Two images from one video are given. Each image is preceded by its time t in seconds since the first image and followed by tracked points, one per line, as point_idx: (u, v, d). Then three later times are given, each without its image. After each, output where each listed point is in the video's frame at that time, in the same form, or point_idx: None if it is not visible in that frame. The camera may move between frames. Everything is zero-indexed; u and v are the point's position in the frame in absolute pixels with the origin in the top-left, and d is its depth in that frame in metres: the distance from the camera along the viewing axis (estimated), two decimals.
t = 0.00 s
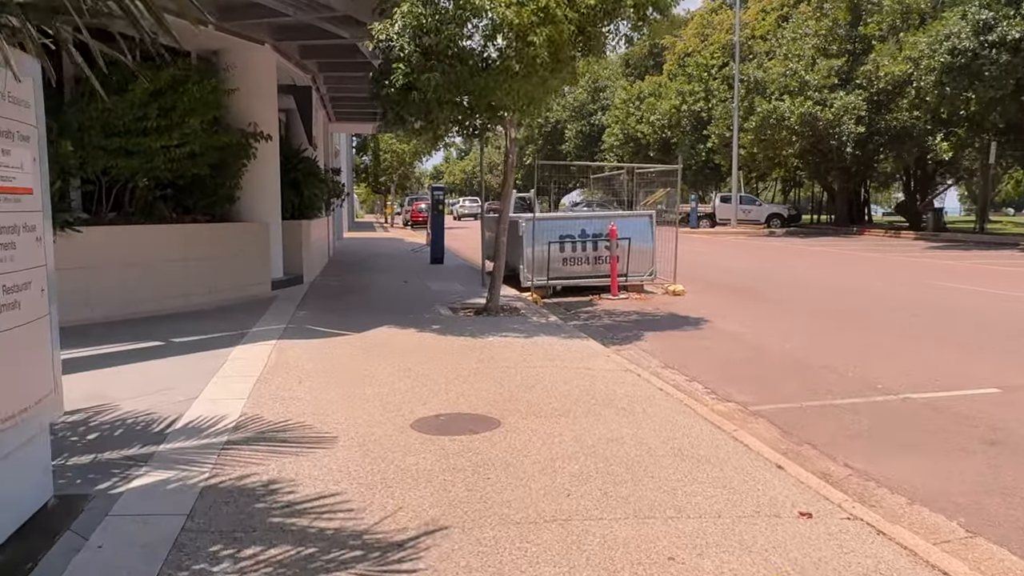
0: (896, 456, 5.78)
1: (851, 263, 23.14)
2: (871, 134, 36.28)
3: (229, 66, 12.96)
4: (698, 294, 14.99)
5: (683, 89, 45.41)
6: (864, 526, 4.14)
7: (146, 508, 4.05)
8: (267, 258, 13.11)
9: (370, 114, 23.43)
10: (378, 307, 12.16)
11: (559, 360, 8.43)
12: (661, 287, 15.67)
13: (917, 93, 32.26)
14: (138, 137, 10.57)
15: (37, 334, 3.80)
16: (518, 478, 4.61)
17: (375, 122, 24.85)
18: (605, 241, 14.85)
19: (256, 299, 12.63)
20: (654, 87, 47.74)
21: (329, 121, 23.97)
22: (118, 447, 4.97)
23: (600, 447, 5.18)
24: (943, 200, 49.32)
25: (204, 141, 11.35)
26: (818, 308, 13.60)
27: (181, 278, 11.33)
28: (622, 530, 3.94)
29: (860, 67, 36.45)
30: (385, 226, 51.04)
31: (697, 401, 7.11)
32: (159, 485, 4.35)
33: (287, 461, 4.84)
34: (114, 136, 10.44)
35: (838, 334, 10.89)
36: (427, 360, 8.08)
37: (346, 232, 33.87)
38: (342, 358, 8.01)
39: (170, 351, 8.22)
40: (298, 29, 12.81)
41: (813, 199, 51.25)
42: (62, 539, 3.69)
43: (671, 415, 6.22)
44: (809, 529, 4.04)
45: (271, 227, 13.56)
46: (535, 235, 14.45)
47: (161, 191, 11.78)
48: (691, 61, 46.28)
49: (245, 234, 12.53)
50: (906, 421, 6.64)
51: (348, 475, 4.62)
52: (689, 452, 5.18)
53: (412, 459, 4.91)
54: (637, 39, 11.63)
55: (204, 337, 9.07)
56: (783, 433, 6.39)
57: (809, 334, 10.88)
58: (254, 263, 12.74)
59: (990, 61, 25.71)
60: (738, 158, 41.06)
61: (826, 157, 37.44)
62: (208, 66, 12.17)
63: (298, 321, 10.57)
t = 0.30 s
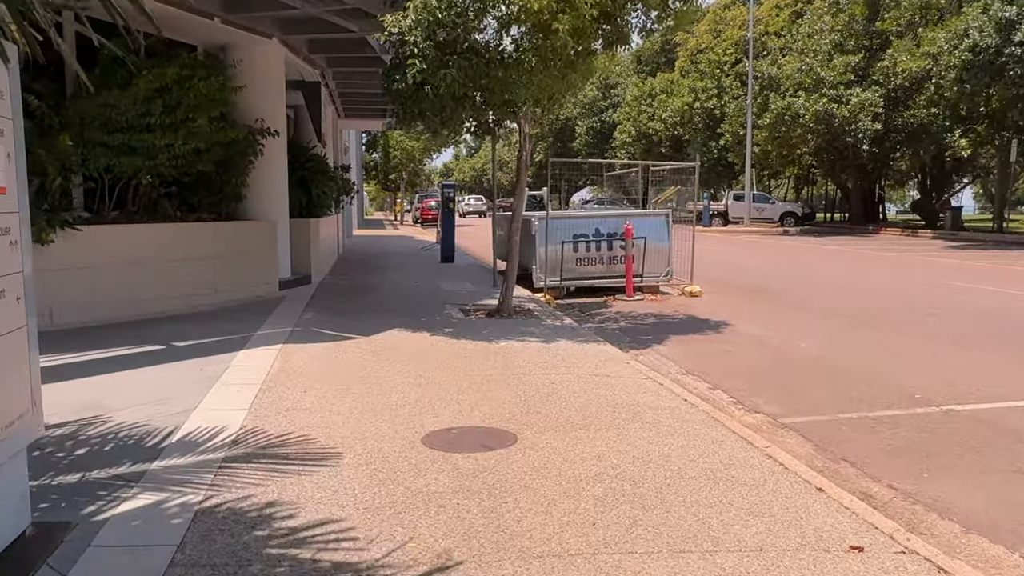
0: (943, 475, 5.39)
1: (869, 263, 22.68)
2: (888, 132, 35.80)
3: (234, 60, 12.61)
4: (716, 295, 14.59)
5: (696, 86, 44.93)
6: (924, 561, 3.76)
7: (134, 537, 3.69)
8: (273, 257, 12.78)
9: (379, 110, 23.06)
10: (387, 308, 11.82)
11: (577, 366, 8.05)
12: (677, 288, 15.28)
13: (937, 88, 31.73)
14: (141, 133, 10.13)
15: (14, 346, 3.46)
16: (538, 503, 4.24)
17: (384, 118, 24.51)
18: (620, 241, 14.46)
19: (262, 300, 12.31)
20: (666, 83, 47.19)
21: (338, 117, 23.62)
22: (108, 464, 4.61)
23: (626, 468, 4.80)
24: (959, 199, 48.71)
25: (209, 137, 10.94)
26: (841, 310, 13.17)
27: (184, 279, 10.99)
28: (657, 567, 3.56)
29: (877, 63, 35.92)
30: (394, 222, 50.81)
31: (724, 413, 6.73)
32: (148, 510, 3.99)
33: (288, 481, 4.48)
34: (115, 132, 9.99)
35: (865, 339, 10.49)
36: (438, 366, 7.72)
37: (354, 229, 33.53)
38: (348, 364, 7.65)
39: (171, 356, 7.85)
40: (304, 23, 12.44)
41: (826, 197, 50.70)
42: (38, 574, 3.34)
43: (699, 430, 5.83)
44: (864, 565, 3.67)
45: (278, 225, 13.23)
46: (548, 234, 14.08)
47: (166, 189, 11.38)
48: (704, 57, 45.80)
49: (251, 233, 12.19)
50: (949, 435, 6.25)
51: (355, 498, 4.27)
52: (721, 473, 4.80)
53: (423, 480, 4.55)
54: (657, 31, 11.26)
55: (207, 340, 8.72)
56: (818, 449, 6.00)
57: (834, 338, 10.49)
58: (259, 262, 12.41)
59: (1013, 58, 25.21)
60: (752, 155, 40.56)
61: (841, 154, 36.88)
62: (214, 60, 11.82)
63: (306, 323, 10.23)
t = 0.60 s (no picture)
0: (993, 493, 4.98)
1: (888, 262, 22.17)
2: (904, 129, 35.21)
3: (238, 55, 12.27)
4: (733, 296, 14.16)
5: (708, 83, 44.43)
6: None
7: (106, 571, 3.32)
8: (278, 257, 12.44)
9: (388, 107, 22.74)
10: (395, 310, 11.46)
11: (593, 370, 7.67)
12: (693, 287, 14.87)
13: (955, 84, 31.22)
14: (141, 129, 9.78)
15: None
16: (554, 529, 3.85)
17: (392, 116, 24.17)
18: (634, 240, 14.05)
19: (266, 301, 11.97)
20: (678, 81, 46.66)
21: (346, 115, 23.30)
22: (88, 484, 4.26)
23: (651, 488, 4.40)
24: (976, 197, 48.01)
25: (212, 133, 10.60)
26: (864, 311, 12.74)
27: (186, 280, 10.66)
28: None
29: (893, 59, 35.34)
30: (403, 222, 50.53)
31: (751, 424, 6.32)
32: (126, 539, 3.62)
33: (283, 502, 4.12)
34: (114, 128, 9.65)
35: (893, 342, 10.06)
36: (448, 371, 7.35)
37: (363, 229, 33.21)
38: (353, 369, 7.28)
39: (169, 360, 7.51)
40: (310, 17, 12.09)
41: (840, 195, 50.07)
42: None
43: (727, 443, 5.45)
44: None
45: (284, 224, 12.90)
46: (561, 233, 13.69)
47: (168, 187, 11.05)
48: (716, 54, 45.27)
49: (255, 233, 11.85)
50: (994, 447, 5.83)
51: (354, 522, 3.89)
52: (754, 493, 4.40)
53: (430, 501, 4.18)
54: (675, 23, 10.84)
55: (207, 344, 8.38)
56: (854, 463, 5.61)
57: (860, 341, 10.07)
58: (264, 263, 12.07)
59: None
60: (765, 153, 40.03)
61: (857, 152, 36.32)
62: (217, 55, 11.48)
63: (312, 326, 9.88)
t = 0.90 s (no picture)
0: None
1: (906, 261, 21.72)
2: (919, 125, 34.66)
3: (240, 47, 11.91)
4: (750, 296, 13.78)
5: (718, 80, 43.96)
6: None
7: None
8: (282, 257, 12.10)
9: (395, 103, 22.37)
10: (402, 311, 11.11)
11: (610, 377, 7.30)
12: (708, 287, 14.48)
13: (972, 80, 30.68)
14: (139, 124, 9.45)
15: None
16: (575, 563, 3.49)
17: (400, 112, 23.83)
18: (648, 238, 13.68)
19: (270, 302, 11.63)
20: (688, 77, 46.10)
21: (352, 111, 22.95)
22: (67, 508, 3.92)
23: (681, 514, 4.05)
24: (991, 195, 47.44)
25: (214, 129, 10.24)
26: (886, 312, 12.33)
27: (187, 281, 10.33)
28: None
29: (908, 55, 34.81)
30: (411, 219, 50.21)
31: (780, 436, 5.96)
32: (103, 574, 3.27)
33: (279, 529, 3.77)
34: (111, 123, 9.32)
35: (921, 346, 9.66)
36: (457, 379, 6.99)
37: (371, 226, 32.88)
38: (358, 376, 6.93)
39: (165, 366, 7.17)
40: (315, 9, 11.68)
41: (853, 193, 49.55)
42: None
43: (757, 460, 5.08)
44: None
45: (288, 223, 12.57)
46: (572, 232, 13.34)
47: (168, 185, 10.72)
48: (727, 50, 44.77)
49: (258, 231, 11.51)
50: None
51: (358, 552, 3.55)
52: (794, 520, 4.04)
53: (440, 528, 3.83)
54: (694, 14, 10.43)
55: (206, 348, 8.04)
56: (892, 480, 5.23)
57: (886, 345, 9.68)
58: (267, 263, 11.74)
59: None
60: (777, 150, 39.54)
61: (870, 149, 35.79)
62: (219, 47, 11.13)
63: (316, 328, 9.55)
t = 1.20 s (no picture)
0: None
1: (919, 260, 21.33)
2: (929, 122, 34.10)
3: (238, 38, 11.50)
4: (765, 297, 13.38)
5: (722, 77, 43.49)
6: None
7: None
8: (282, 257, 11.69)
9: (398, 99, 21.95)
10: (406, 312, 10.72)
11: (630, 385, 6.89)
12: (721, 288, 14.07)
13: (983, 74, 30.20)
14: (133, 118, 9.04)
15: None
16: None
17: (402, 108, 23.42)
18: (659, 237, 13.29)
19: (270, 303, 11.23)
20: (692, 74, 45.62)
21: (354, 107, 22.52)
22: (45, 539, 3.52)
23: (727, 546, 3.65)
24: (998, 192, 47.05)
25: (212, 123, 9.82)
26: (908, 314, 11.90)
27: (184, 282, 9.92)
28: None
29: (917, 51, 34.38)
30: (413, 218, 49.74)
31: (818, 451, 5.56)
32: None
33: (280, 564, 3.36)
34: (104, 117, 8.90)
35: (950, 350, 9.27)
36: (469, 387, 6.58)
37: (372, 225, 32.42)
38: (361, 384, 6.51)
39: (159, 373, 6.76)
40: None
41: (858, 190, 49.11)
42: None
43: (799, 481, 4.66)
44: None
45: (288, 222, 12.17)
46: (582, 230, 12.95)
47: (165, 182, 10.31)
48: (731, 47, 44.30)
49: (257, 230, 11.11)
50: None
51: None
52: (852, 553, 3.64)
53: (461, 563, 3.44)
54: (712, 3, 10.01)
55: (203, 353, 7.63)
56: (945, 501, 4.84)
57: (914, 350, 9.28)
58: (267, 263, 11.33)
59: None
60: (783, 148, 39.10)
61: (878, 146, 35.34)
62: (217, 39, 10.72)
63: (318, 331, 9.14)
